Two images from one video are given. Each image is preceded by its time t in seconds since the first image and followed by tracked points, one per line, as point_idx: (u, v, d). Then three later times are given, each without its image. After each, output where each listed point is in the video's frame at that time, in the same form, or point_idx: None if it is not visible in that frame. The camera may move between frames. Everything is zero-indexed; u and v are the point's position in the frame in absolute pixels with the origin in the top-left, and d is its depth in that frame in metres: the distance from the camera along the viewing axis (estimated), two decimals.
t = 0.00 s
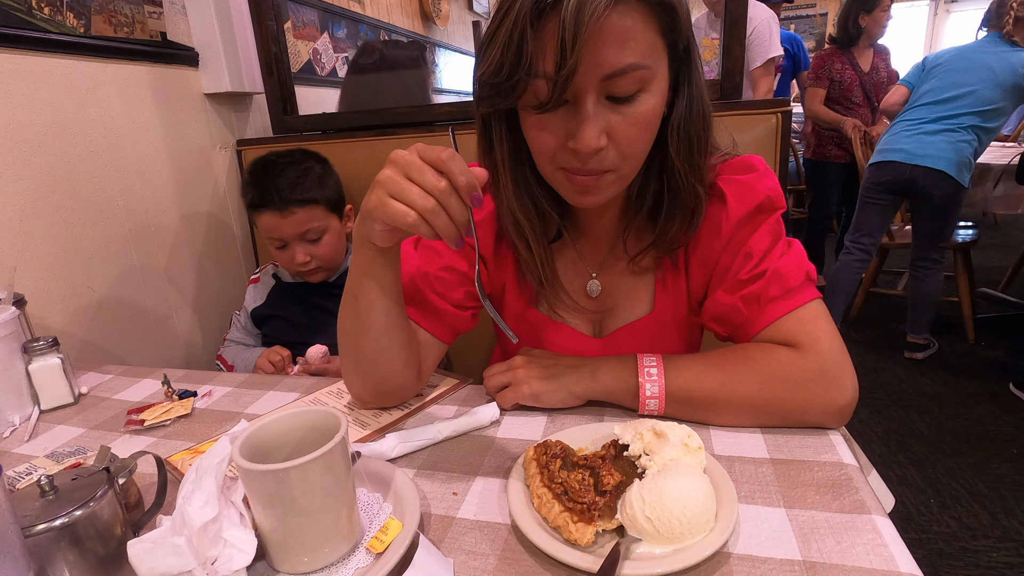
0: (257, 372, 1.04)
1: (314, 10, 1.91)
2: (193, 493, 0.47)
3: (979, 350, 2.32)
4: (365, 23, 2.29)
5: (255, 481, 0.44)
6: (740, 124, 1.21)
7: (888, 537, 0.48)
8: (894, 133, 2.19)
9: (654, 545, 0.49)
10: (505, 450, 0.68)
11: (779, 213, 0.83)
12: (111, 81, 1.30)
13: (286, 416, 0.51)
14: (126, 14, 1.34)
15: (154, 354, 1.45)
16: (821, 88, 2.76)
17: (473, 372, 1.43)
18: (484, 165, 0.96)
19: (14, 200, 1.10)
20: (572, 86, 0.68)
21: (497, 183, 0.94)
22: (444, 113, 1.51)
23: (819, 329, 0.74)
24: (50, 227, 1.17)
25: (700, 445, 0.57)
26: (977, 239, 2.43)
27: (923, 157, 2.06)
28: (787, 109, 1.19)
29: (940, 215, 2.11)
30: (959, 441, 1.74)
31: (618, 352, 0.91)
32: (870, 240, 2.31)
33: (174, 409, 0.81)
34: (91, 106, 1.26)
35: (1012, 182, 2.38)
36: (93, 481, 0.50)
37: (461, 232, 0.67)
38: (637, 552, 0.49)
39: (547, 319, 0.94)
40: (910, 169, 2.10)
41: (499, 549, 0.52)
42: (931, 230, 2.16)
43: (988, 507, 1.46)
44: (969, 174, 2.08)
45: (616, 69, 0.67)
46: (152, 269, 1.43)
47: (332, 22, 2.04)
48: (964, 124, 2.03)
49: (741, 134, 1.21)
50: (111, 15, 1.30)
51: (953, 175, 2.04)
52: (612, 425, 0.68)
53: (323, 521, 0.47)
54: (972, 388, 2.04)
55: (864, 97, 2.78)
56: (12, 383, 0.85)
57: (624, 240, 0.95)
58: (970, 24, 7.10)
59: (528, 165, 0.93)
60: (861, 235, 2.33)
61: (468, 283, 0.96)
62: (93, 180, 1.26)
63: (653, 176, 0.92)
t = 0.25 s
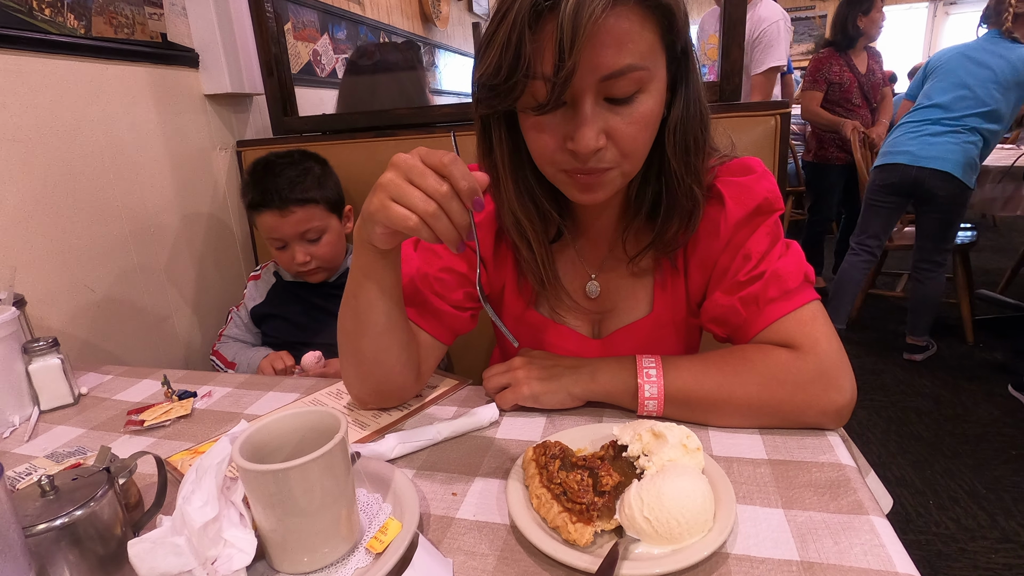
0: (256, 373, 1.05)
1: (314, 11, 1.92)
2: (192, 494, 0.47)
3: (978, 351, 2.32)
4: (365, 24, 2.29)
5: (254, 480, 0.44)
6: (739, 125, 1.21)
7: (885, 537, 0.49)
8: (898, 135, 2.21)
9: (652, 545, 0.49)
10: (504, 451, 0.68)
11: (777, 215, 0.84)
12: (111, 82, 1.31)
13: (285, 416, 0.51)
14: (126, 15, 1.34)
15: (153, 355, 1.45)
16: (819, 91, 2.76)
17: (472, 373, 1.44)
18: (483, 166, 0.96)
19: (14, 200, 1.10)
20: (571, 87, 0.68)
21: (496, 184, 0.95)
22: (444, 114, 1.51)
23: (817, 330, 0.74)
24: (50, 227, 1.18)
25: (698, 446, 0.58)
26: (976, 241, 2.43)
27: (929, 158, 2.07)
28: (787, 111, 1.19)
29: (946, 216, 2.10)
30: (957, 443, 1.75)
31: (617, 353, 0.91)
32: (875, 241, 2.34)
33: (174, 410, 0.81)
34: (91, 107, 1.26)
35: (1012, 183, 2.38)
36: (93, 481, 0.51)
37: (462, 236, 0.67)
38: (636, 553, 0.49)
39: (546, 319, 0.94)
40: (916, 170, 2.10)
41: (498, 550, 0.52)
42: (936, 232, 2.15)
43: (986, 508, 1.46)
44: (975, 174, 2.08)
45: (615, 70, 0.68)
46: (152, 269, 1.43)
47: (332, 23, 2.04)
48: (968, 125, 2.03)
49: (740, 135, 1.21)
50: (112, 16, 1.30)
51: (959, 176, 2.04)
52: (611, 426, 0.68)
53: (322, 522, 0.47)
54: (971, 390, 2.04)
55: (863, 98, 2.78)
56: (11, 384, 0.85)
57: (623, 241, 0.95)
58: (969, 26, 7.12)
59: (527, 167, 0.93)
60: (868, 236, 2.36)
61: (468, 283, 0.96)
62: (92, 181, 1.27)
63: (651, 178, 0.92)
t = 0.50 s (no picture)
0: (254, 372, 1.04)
1: (313, 10, 1.91)
2: (188, 492, 0.46)
3: (977, 351, 2.32)
4: (364, 23, 2.29)
5: (250, 479, 0.44)
6: (738, 124, 1.21)
7: (886, 536, 0.48)
8: (899, 136, 2.21)
9: (652, 544, 0.49)
10: (503, 449, 0.68)
11: (776, 213, 0.84)
12: (108, 79, 1.30)
13: (280, 415, 0.51)
14: (124, 12, 1.33)
15: (150, 353, 1.45)
16: (817, 91, 2.76)
17: (470, 372, 1.43)
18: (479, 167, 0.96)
19: (10, 197, 1.10)
20: (565, 94, 0.68)
21: (493, 187, 0.94)
22: (444, 112, 1.51)
23: (817, 329, 0.74)
24: (45, 224, 1.17)
25: (698, 444, 0.57)
26: (974, 241, 2.44)
27: (930, 159, 2.08)
28: (785, 110, 1.20)
29: (948, 216, 2.11)
30: (956, 443, 1.75)
31: (616, 353, 0.91)
32: (876, 242, 2.35)
33: (170, 409, 0.81)
34: (88, 105, 1.25)
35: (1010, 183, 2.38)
36: (87, 480, 0.50)
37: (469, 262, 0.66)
38: (635, 552, 0.49)
39: (544, 319, 0.94)
40: (918, 171, 2.11)
41: (497, 548, 0.52)
42: (937, 233, 2.16)
43: (984, 508, 1.46)
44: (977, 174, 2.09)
45: (610, 77, 0.67)
46: (148, 267, 1.42)
47: (331, 22, 2.03)
48: (970, 125, 2.03)
49: (739, 134, 1.21)
50: (109, 13, 1.29)
51: (962, 176, 2.05)
52: (610, 425, 0.67)
53: (319, 521, 0.47)
54: (968, 390, 2.05)
55: (861, 98, 2.78)
56: (6, 383, 0.84)
57: (621, 242, 0.95)
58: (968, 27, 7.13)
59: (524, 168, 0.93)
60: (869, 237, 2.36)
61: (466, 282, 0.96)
62: (89, 179, 1.26)
63: (649, 178, 0.92)
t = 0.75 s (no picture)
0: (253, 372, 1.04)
1: (313, 10, 1.91)
2: (186, 493, 0.46)
3: (976, 352, 2.32)
4: (364, 23, 2.29)
5: (249, 480, 0.44)
6: (737, 125, 1.21)
7: (884, 538, 0.48)
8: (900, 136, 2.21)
9: (651, 545, 0.49)
10: (502, 451, 0.67)
11: (774, 214, 0.83)
12: (107, 79, 1.30)
13: (280, 416, 0.51)
14: (123, 12, 1.33)
15: (149, 354, 1.45)
16: (814, 92, 2.77)
17: (469, 373, 1.43)
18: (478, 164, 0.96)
19: (9, 197, 1.10)
20: (564, 80, 0.68)
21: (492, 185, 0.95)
22: (443, 113, 1.51)
23: (816, 330, 0.74)
24: (44, 224, 1.17)
25: (697, 446, 0.57)
26: (973, 242, 2.44)
27: (931, 158, 2.08)
28: (784, 111, 1.20)
29: (949, 216, 2.11)
30: (954, 444, 1.75)
31: (615, 354, 0.91)
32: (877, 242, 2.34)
33: (169, 409, 0.81)
34: (87, 105, 1.25)
35: (1009, 184, 2.38)
36: (85, 480, 0.50)
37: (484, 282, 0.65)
38: (634, 553, 0.49)
39: (543, 320, 0.94)
40: (918, 171, 2.11)
41: (495, 550, 0.52)
42: (938, 233, 2.16)
43: (983, 509, 1.46)
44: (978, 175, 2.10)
45: (608, 63, 0.68)
46: (147, 268, 1.42)
47: (331, 22, 2.03)
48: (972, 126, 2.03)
49: (738, 135, 1.21)
50: (108, 13, 1.29)
51: (962, 177, 2.05)
52: (609, 426, 0.67)
53: (318, 522, 0.47)
54: (967, 391, 2.05)
55: (857, 99, 2.79)
56: (5, 383, 0.84)
57: (620, 242, 0.96)
58: (967, 28, 7.13)
59: (523, 168, 0.94)
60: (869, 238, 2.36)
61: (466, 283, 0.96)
62: (88, 179, 1.26)
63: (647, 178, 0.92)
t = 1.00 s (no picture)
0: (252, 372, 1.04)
1: (313, 10, 1.91)
2: (186, 493, 0.46)
3: (975, 353, 2.32)
4: (364, 23, 2.29)
5: (249, 480, 0.44)
6: (737, 125, 1.21)
7: (884, 538, 0.48)
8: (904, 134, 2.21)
9: (651, 546, 0.49)
10: (502, 451, 0.67)
11: (774, 214, 0.83)
12: (108, 79, 1.30)
13: (279, 417, 0.51)
14: (123, 12, 1.33)
15: (149, 354, 1.45)
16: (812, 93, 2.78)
17: (469, 373, 1.43)
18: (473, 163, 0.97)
19: (9, 197, 1.10)
20: (550, 74, 0.70)
21: (487, 182, 0.97)
22: (443, 113, 1.51)
23: (816, 331, 0.74)
24: (44, 224, 1.16)
25: (697, 446, 0.57)
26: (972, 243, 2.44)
27: (933, 158, 2.08)
28: (784, 111, 1.20)
29: (948, 216, 2.11)
30: (954, 444, 1.75)
31: (614, 353, 0.91)
32: (876, 241, 2.35)
33: (168, 409, 0.81)
34: (87, 104, 1.25)
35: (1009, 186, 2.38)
36: (85, 481, 0.50)
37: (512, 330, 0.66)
38: (634, 554, 0.49)
39: (542, 320, 0.94)
40: (919, 170, 2.11)
41: (495, 551, 0.52)
42: (939, 233, 2.16)
43: (982, 510, 1.46)
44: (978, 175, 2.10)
45: (593, 57, 0.68)
46: (147, 268, 1.42)
47: (331, 22, 2.04)
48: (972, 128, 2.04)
49: (738, 135, 1.21)
50: (109, 13, 1.29)
51: (962, 177, 2.05)
52: (610, 426, 0.67)
53: (317, 522, 0.47)
54: (967, 391, 2.05)
55: (855, 100, 2.78)
56: (5, 382, 0.84)
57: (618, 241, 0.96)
58: (968, 30, 7.13)
59: (518, 166, 0.95)
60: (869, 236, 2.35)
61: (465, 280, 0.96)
62: (87, 179, 1.26)
63: (644, 176, 0.92)
